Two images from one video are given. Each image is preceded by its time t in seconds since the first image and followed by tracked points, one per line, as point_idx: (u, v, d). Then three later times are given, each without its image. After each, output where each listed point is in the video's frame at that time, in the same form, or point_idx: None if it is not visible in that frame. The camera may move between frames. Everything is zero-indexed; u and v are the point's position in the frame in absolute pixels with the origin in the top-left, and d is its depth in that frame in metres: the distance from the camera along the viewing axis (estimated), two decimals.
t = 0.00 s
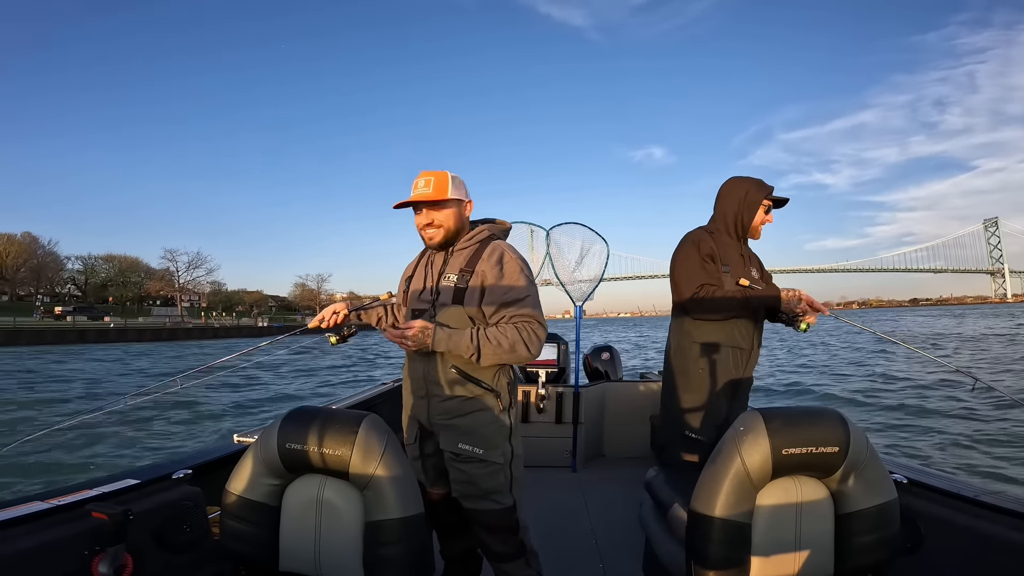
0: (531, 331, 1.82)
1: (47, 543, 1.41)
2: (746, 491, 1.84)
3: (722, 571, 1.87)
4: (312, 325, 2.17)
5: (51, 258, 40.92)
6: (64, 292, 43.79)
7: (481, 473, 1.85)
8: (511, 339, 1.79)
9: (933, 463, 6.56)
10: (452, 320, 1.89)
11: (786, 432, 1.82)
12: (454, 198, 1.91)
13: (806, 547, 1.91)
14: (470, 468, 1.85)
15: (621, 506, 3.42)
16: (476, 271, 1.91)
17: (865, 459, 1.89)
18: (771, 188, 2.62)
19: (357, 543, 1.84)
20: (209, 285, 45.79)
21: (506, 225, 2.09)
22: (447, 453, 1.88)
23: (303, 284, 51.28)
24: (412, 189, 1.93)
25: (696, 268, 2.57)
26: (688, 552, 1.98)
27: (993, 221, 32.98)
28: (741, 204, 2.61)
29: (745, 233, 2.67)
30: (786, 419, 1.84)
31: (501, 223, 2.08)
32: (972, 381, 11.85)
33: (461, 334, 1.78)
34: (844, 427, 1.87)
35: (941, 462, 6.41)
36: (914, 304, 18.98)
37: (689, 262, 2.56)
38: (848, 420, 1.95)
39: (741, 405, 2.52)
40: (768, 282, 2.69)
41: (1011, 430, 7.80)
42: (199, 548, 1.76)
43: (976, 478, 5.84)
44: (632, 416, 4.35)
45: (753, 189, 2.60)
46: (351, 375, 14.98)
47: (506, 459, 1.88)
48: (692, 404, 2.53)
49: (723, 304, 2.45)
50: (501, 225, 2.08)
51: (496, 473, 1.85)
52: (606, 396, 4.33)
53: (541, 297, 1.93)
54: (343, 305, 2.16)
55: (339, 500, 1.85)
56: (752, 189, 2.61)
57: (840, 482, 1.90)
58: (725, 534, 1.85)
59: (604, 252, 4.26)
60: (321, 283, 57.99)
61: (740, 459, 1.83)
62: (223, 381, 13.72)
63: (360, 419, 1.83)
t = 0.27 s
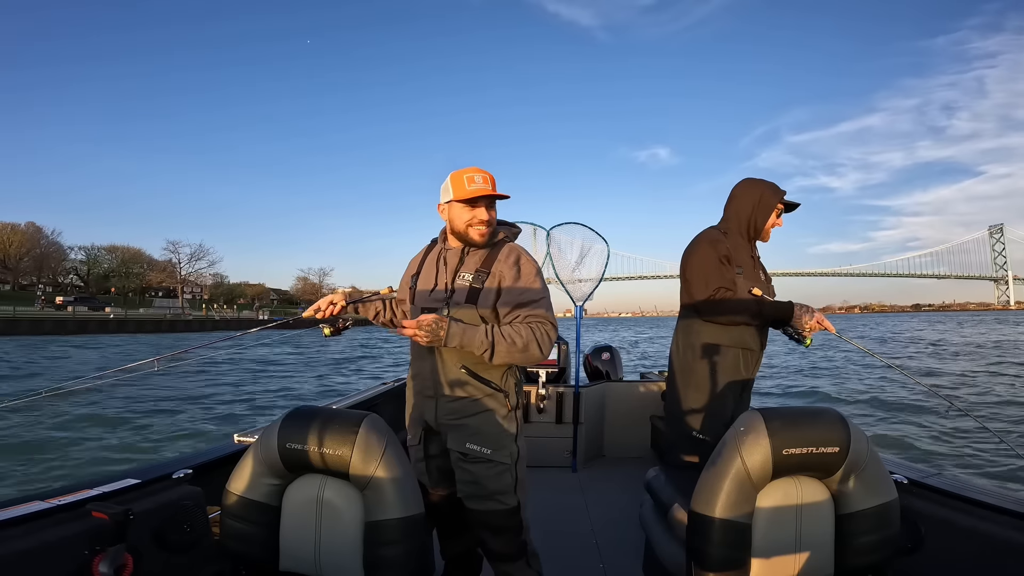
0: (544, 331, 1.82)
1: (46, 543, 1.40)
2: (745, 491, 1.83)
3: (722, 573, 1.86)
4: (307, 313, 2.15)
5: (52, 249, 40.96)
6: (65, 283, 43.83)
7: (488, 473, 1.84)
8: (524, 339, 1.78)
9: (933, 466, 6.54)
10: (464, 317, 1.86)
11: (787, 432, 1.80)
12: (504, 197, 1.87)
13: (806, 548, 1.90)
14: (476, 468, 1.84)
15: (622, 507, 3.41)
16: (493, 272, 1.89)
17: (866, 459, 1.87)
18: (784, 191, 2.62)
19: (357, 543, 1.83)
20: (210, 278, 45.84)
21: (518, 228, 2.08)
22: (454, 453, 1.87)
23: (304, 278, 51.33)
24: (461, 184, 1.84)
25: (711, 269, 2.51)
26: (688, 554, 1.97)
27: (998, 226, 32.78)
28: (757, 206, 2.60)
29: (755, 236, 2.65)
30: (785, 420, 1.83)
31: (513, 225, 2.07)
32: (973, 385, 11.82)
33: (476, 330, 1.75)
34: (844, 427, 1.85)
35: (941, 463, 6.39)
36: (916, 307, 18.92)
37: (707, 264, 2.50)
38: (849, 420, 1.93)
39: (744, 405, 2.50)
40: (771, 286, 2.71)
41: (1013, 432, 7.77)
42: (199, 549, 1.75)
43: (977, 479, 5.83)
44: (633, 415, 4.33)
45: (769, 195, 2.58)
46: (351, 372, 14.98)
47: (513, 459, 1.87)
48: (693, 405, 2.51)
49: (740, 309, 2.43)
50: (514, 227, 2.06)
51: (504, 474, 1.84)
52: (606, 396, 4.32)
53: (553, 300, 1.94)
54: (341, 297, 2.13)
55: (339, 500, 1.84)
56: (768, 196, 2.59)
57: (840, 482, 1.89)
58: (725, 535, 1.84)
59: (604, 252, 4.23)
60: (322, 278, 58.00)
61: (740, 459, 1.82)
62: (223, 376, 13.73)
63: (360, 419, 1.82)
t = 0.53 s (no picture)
0: (547, 334, 1.84)
1: (47, 542, 1.40)
2: (745, 491, 1.83)
3: (723, 573, 1.86)
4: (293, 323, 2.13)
5: (53, 248, 41.01)
6: (66, 282, 43.88)
7: (492, 471, 1.84)
8: (529, 342, 1.79)
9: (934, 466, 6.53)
10: (469, 321, 1.87)
11: (786, 432, 1.80)
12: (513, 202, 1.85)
13: (806, 548, 1.89)
14: (480, 465, 1.84)
15: (622, 507, 3.40)
16: (497, 275, 1.89)
17: (866, 459, 1.87)
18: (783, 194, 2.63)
19: (357, 542, 1.83)
20: (211, 277, 45.89)
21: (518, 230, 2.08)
22: (457, 451, 1.87)
23: (305, 277, 51.38)
24: (472, 188, 1.82)
25: (715, 269, 2.49)
26: (688, 553, 1.97)
27: (1000, 226, 32.58)
28: (756, 209, 2.60)
29: (753, 236, 2.64)
30: (785, 420, 1.82)
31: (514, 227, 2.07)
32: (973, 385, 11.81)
33: (482, 334, 1.75)
34: (844, 427, 1.85)
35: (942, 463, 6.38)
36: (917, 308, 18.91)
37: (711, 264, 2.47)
38: (848, 419, 1.93)
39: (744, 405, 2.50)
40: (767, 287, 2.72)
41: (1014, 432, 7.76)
42: (199, 548, 1.75)
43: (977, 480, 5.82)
44: (633, 415, 4.33)
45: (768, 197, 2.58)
46: (352, 372, 14.99)
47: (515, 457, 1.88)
48: (694, 405, 2.50)
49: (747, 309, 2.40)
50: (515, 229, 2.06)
51: (507, 472, 1.85)
52: (606, 396, 4.32)
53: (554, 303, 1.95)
54: (325, 304, 2.12)
55: (339, 500, 1.84)
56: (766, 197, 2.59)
57: (840, 482, 1.88)
58: (726, 535, 1.84)
59: (604, 252, 4.24)
60: (323, 277, 58.04)
61: (740, 459, 1.82)
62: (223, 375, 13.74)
63: (360, 419, 1.82)
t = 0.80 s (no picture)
0: (543, 335, 1.85)
1: (47, 542, 1.41)
2: (745, 491, 1.83)
3: (722, 572, 1.87)
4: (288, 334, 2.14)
5: (51, 254, 40.96)
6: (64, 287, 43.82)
7: (490, 469, 1.85)
8: (527, 343, 1.80)
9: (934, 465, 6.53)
10: (465, 321, 1.86)
11: (786, 432, 1.81)
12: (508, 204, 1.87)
13: (807, 548, 1.90)
14: (479, 464, 1.85)
15: (622, 507, 3.41)
16: (493, 275, 1.89)
17: (866, 459, 1.88)
18: (766, 192, 2.63)
19: (356, 543, 1.84)
20: (210, 281, 45.84)
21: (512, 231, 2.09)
22: (455, 450, 1.88)
23: (304, 281, 51.35)
24: (467, 189, 1.83)
25: (703, 269, 2.50)
26: (688, 553, 1.98)
27: (1000, 223, 32.56)
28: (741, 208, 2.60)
29: (740, 235, 2.66)
30: (785, 420, 1.83)
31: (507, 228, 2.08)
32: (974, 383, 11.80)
33: (480, 336, 1.75)
34: (844, 427, 1.86)
35: (943, 463, 6.37)
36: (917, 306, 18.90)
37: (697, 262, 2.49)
38: (848, 420, 1.94)
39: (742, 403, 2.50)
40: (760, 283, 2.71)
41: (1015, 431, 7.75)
42: (199, 548, 1.76)
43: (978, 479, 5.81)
44: (633, 415, 4.34)
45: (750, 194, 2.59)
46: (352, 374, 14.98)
47: (513, 455, 1.88)
48: (694, 405, 2.51)
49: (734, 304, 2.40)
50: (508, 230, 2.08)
51: (504, 470, 1.85)
52: (606, 396, 4.32)
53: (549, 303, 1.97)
54: (319, 314, 2.12)
55: (339, 499, 1.85)
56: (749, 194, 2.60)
57: (841, 482, 1.89)
58: (726, 534, 1.84)
59: (604, 252, 4.24)
60: (322, 280, 58.01)
61: (740, 459, 1.83)
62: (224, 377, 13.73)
63: (360, 419, 1.83)
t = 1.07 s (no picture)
0: (542, 333, 1.86)
1: (47, 542, 1.42)
2: (745, 491, 1.85)
3: (722, 571, 1.88)
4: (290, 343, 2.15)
5: (48, 263, 40.85)
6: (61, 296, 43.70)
7: (489, 468, 1.85)
8: (525, 341, 1.81)
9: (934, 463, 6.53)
10: (464, 321, 1.87)
11: (786, 432, 1.82)
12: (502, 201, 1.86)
13: (806, 547, 1.91)
14: (479, 464, 1.85)
15: (621, 505, 3.42)
16: (489, 274, 1.90)
17: (866, 458, 1.89)
18: (750, 191, 2.66)
19: (356, 543, 1.84)
20: (207, 288, 45.77)
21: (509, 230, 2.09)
22: (455, 450, 1.89)
23: (302, 287, 51.32)
24: (462, 188, 1.84)
25: (683, 269, 2.56)
26: (688, 551, 1.99)
27: (997, 221, 32.57)
28: (723, 208, 2.65)
29: (725, 234, 2.69)
30: (785, 420, 1.84)
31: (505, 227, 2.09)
32: (973, 381, 11.82)
33: (478, 335, 1.76)
34: (844, 426, 1.87)
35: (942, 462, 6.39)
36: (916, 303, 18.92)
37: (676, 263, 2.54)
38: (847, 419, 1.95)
39: (735, 404, 2.56)
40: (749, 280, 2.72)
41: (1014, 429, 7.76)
42: (198, 548, 1.77)
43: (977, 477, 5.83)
44: (632, 416, 4.35)
45: (733, 193, 2.63)
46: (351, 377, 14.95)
47: (512, 455, 1.89)
48: (691, 405, 2.53)
49: (713, 302, 2.43)
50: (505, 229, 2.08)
51: (504, 470, 1.86)
52: (606, 396, 4.33)
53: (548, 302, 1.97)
54: (320, 321, 2.13)
55: (339, 499, 1.85)
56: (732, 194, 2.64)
57: (841, 482, 1.90)
58: (725, 534, 1.85)
59: (604, 252, 4.26)
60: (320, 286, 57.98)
61: (740, 459, 1.84)
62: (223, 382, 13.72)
63: (360, 419, 1.84)
